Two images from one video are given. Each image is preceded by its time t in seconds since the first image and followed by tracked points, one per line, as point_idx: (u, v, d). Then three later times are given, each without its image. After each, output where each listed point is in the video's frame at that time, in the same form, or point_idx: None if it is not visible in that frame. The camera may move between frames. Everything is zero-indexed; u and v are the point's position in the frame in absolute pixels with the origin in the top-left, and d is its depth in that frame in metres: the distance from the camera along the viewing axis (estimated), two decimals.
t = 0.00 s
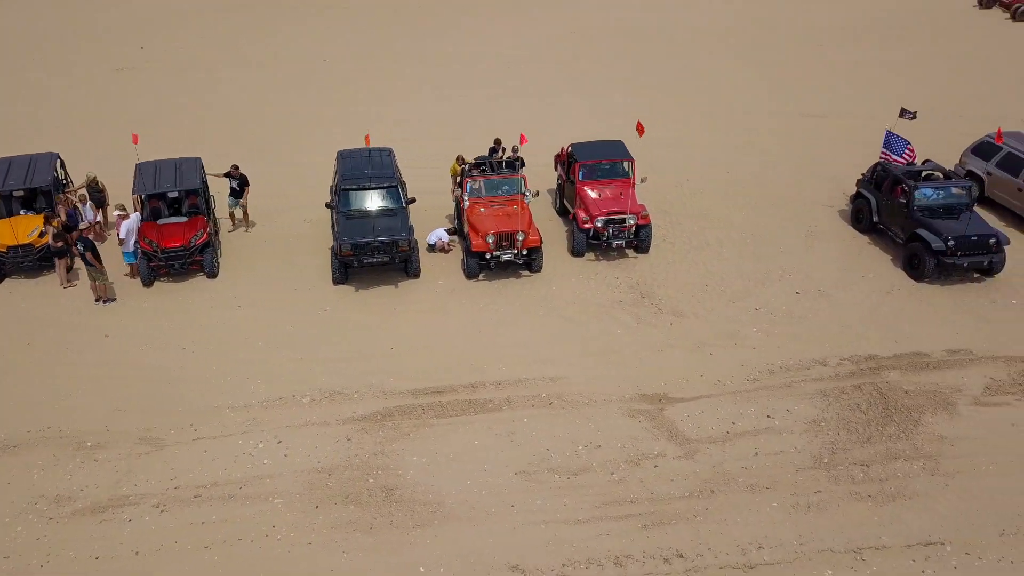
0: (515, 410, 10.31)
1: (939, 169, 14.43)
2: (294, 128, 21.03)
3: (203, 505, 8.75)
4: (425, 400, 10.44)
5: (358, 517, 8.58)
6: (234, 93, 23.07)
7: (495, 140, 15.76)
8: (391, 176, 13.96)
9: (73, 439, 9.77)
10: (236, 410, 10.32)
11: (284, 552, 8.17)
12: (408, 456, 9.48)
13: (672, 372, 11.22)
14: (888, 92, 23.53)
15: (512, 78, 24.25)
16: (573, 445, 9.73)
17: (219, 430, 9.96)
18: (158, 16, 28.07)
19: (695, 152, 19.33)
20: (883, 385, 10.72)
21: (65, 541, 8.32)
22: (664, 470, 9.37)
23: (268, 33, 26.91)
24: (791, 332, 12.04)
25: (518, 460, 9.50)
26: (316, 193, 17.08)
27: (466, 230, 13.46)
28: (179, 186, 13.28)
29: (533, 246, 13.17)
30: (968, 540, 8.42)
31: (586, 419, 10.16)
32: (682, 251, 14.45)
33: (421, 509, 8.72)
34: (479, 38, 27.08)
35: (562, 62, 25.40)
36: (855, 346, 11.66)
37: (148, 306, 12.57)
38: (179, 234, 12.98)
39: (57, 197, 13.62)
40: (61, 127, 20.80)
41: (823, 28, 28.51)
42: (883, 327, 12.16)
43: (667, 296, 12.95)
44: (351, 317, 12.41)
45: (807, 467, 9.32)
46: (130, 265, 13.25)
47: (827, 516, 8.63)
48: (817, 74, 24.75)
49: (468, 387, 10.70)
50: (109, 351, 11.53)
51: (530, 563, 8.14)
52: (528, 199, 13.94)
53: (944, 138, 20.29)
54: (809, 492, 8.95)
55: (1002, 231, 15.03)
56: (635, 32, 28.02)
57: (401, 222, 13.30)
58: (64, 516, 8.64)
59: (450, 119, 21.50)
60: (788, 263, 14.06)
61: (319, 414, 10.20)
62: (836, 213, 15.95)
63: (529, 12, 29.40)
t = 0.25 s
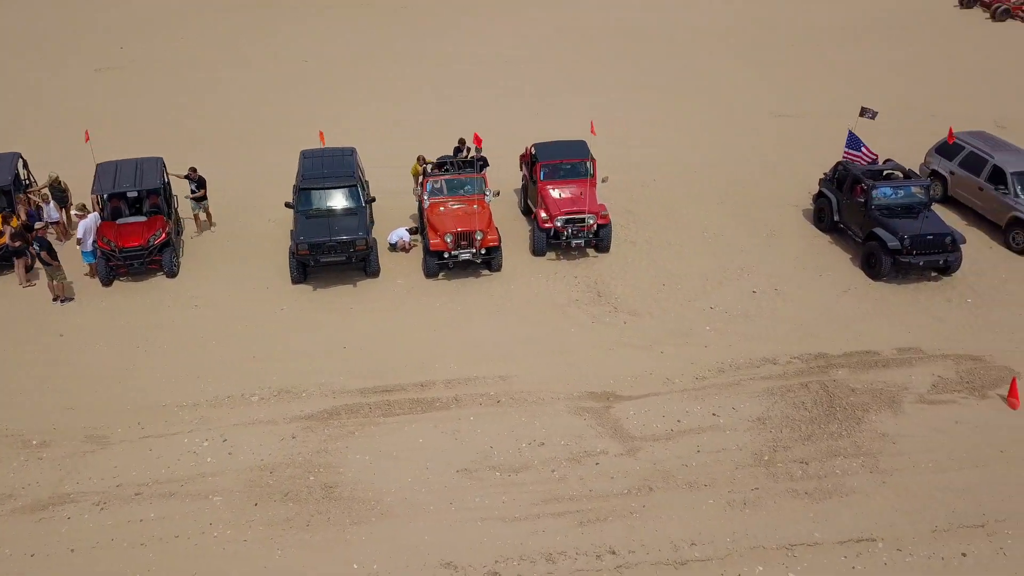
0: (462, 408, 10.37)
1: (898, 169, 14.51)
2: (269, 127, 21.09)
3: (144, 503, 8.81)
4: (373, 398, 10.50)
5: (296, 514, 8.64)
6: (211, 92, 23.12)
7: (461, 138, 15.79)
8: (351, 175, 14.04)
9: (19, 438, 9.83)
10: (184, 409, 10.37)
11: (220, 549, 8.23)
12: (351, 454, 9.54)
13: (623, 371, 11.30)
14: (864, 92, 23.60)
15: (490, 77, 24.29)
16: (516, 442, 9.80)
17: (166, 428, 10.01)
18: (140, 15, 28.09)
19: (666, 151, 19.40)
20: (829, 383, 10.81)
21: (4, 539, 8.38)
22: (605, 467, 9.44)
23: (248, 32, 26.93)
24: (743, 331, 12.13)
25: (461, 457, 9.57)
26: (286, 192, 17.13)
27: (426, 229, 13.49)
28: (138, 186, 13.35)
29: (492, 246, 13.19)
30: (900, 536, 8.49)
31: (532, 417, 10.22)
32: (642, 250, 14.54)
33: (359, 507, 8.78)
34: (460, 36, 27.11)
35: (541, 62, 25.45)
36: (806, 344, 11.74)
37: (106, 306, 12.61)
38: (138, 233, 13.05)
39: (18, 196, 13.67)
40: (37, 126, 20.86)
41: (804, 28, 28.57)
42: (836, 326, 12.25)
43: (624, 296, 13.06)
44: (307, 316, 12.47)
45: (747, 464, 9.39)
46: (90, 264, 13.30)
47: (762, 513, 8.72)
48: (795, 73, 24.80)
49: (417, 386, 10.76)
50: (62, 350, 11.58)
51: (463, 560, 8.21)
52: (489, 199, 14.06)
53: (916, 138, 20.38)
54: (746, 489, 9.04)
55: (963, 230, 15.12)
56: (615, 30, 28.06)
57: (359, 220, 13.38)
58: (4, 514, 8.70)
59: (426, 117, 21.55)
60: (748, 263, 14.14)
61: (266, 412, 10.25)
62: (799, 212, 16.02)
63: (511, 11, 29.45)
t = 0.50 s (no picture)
0: (406, 406, 10.42)
1: (857, 168, 14.59)
2: (241, 126, 21.12)
3: (80, 500, 8.86)
4: (318, 397, 10.55)
5: (231, 511, 8.70)
6: (186, 90, 23.15)
7: (423, 139, 15.89)
8: (309, 175, 14.12)
9: None
10: (129, 407, 10.41)
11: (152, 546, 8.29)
12: (291, 452, 9.59)
13: (571, 369, 11.37)
14: (848, 91, 23.63)
15: (465, 76, 24.33)
16: (457, 440, 9.86)
17: (110, 426, 10.05)
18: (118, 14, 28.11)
19: (635, 150, 19.45)
20: (773, 381, 10.90)
21: None
22: (543, 465, 9.52)
23: (226, 32, 26.96)
24: (693, 331, 12.23)
25: (401, 455, 9.62)
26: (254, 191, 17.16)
27: (383, 229, 13.55)
28: (95, 185, 13.40)
29: (448, 245, 13.28)
30: (830, 533, 8.57)
31: (474, 414, 10.29)
32: (599, 249, 14.61)
33: (294, 504, 8.83)
34: (437, 35, 27.14)
35: (517, 61, 25.49)
36: (754, 344, 11.83)
37: (60, 305, 12.63)
38: (94, 233, 13.08)
39: None
40: (14, 124, 20.89)
41: (782, 27, 28.64)
42: (787, 325, 12.33)
43: (579, 295, 13.14)
44: (260, 315, 12.51)
45: (683, 461, 9.47)
46: (47, 264, 13.35)
47: (694, 509, 8.80)
48: (769, 72, 24.86)
49: (363, 384, 10.82)
50: (13, 349, 11.61)
51: (393, 556, 8.26)
52: (447, 198, 14.16)
53: (885, 137, 20.45)
54: (680, 486, 9.11)
55: (923, 229, 15.19)
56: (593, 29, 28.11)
57: (315, 220, 13.44)
58: None
59: (411, 117, 21.58)
60: (705, 261, 14.19)
61: (211, 411, 10.30)
62: (761, 211, 16.07)
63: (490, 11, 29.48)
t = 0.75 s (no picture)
0: (346, 405, 10.46)
1: (812, 167, 14.64)
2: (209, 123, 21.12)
3: (11, 499, 8.90)
4: (259, 396, 10.58)
5: (160, 509, 8.74)
6: (163, 88, 23.16)
7: (382, 139, 15.92)
8: (264, 175, 14.15)
9: None
10: (69, 406, 10.43)
11: (78, 545, 8.34)
12: (226, 450, 9.63)
13: (514, 367, 11.42)
14: (841, 90, 23.58)
15: (437, 74, 24.34)
16: (393, 439, 9.90)
17: (49, 425, 10.08)
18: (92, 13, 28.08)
19: (600, 148, 19.47)
20: (714, 378, 10.97)
21: None
22: (477, 462, 9.56)
23: (200, 31, 26.97)
24: (640, 329, 12.28)
25: (336, 454, 9.65)
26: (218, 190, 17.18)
27: (335, 228, 13.57)
28: (48, 186, 13.43)
29: (400, 244, 13.32)
30: (755, 530, 8.63)
31: (413, 413, 10.33)
32: (555, 247, 14.64)
33: (224, 502, 8.87)
34: (411, 34, 27.14)
35: (491, 59, 25.50)
36: (698, 342, 11.89)
37: (10, 304, 12.65)
38: (47, 233, 13.11)
39: None
40: None
41: (757, 26, 28.66)
42: (734, 323, 12.38)
43: (530, 293, 13.17)
44: (209, 314, 12.53)
45: (616, 459, 9.52)
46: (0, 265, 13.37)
47: (622, 506, 8.86)
48: (742, 69, 24.87)
49: (305, 384, 10.86)
50: None
51: (317, 553, 8.30)
52: (401, 198, 14.20)
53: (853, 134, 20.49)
54: (610, 484, 9.17)
55: (879, 228, 15.26)
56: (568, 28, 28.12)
57: (268, 220, 13.48)
58: None
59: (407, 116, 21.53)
60: (660, 259, 14.18)
61: (151, 410, 10.33)
62: (719, 209, 16.09)
63: (466, 9, 29.48)
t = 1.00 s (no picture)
0: (280, 405, 10.49)
1: (763, 166, 14.70)
2: (175, 122, 21.12)
3: None
4: (193, 395, 10.62)
5: (83, 508, 8.79)
6: (139, 87, 23.23)
7: (339, 138, 15.93)
8: (215, 175, 14.17)
9: None
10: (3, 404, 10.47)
11: None
12: (155, 449, 9.67)
13: (454, 365, 11.48)
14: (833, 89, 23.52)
15: (408, 73, 24.36)
16: (324, 438, 9.93)
17: None
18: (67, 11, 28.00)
19: (564, 146, 19.50)
20: (650, 377, 11.03)
21: None
22: (404, 461, 9.61)
23: (174, 29, 26.93)
24: (582, 327, 12.31)
25: (265, 453, 9.68)
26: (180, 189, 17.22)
27: (284, 228, 13.60)
28: None
29: (347, 244, 13.35)
30: (673, 527, 8.69)
31: (346, 413, 10.37)
32: (506, 246, 14.66)
33: (147, 501, 8.91)
34: (385, 32, 27.13)
35: (462, 58, 25.51)
36: (638, 340, 11.96)
37: None
38: None
39: None
40: None
41: (731, 25, 28.70)
42: (678, 322, 12.45)
43: (476, 292, 13.19)
44: (153, 313, 12.57)
45: (543, 457, 9.58)
46: None
47: (543, 504, 8.92)
48: (713, 68, 24.89)
49: (241, 383, 10.89)
50: None
51: (234, 551, 8.35)
52: (351, 197, 14.23)
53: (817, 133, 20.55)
54: (533, 482, 9.23)
55: (832, 226, 15.33)
56: (542, 27, 28.18)
57: (217, 219, 13.50)
58: None
59: (402, 116, 21.46)
60: (610, 258, 14.22)
61: (85, 409, 10.36)
62: (674, 209, 16.14)
63: (441, 8, 29.50)
